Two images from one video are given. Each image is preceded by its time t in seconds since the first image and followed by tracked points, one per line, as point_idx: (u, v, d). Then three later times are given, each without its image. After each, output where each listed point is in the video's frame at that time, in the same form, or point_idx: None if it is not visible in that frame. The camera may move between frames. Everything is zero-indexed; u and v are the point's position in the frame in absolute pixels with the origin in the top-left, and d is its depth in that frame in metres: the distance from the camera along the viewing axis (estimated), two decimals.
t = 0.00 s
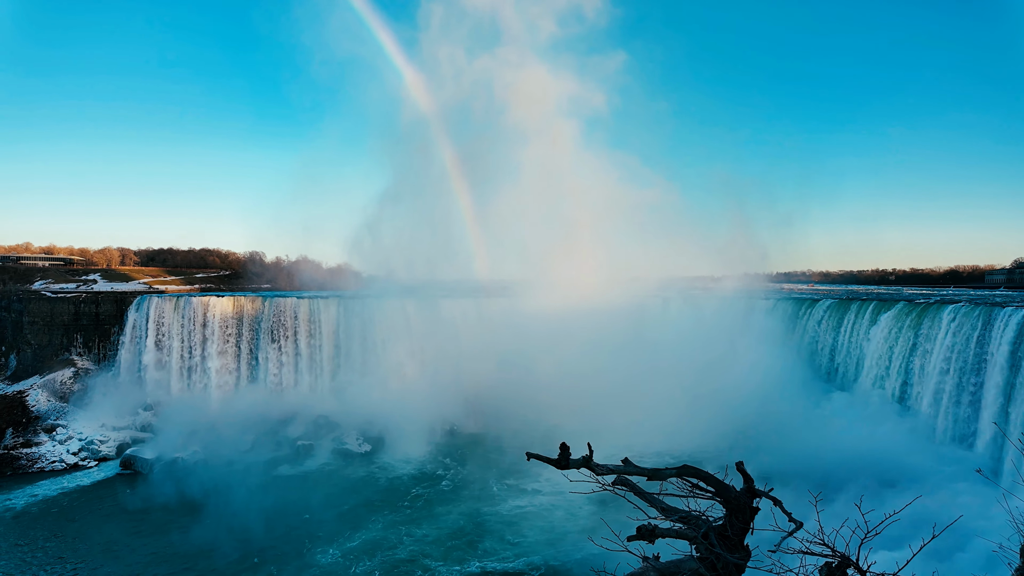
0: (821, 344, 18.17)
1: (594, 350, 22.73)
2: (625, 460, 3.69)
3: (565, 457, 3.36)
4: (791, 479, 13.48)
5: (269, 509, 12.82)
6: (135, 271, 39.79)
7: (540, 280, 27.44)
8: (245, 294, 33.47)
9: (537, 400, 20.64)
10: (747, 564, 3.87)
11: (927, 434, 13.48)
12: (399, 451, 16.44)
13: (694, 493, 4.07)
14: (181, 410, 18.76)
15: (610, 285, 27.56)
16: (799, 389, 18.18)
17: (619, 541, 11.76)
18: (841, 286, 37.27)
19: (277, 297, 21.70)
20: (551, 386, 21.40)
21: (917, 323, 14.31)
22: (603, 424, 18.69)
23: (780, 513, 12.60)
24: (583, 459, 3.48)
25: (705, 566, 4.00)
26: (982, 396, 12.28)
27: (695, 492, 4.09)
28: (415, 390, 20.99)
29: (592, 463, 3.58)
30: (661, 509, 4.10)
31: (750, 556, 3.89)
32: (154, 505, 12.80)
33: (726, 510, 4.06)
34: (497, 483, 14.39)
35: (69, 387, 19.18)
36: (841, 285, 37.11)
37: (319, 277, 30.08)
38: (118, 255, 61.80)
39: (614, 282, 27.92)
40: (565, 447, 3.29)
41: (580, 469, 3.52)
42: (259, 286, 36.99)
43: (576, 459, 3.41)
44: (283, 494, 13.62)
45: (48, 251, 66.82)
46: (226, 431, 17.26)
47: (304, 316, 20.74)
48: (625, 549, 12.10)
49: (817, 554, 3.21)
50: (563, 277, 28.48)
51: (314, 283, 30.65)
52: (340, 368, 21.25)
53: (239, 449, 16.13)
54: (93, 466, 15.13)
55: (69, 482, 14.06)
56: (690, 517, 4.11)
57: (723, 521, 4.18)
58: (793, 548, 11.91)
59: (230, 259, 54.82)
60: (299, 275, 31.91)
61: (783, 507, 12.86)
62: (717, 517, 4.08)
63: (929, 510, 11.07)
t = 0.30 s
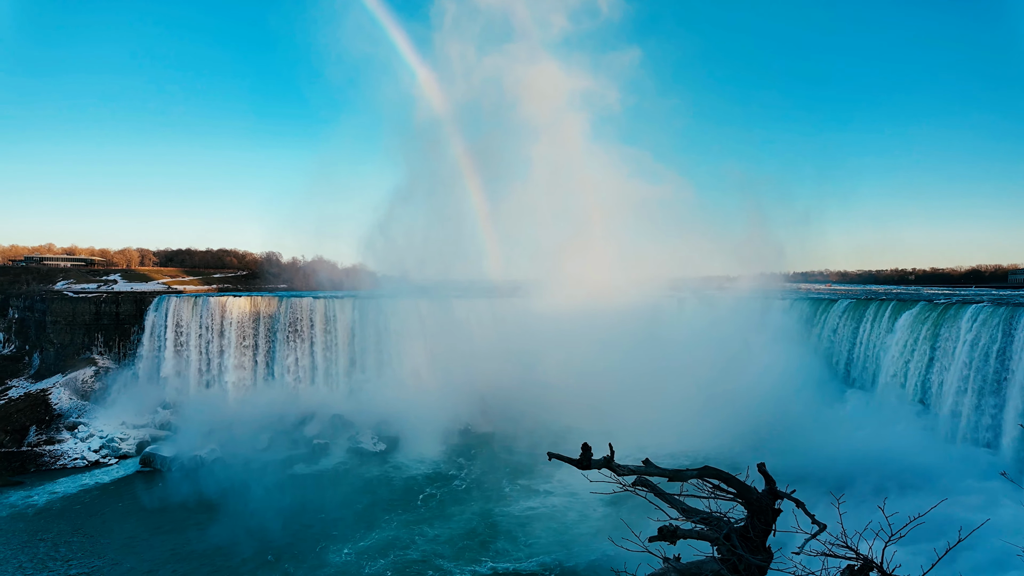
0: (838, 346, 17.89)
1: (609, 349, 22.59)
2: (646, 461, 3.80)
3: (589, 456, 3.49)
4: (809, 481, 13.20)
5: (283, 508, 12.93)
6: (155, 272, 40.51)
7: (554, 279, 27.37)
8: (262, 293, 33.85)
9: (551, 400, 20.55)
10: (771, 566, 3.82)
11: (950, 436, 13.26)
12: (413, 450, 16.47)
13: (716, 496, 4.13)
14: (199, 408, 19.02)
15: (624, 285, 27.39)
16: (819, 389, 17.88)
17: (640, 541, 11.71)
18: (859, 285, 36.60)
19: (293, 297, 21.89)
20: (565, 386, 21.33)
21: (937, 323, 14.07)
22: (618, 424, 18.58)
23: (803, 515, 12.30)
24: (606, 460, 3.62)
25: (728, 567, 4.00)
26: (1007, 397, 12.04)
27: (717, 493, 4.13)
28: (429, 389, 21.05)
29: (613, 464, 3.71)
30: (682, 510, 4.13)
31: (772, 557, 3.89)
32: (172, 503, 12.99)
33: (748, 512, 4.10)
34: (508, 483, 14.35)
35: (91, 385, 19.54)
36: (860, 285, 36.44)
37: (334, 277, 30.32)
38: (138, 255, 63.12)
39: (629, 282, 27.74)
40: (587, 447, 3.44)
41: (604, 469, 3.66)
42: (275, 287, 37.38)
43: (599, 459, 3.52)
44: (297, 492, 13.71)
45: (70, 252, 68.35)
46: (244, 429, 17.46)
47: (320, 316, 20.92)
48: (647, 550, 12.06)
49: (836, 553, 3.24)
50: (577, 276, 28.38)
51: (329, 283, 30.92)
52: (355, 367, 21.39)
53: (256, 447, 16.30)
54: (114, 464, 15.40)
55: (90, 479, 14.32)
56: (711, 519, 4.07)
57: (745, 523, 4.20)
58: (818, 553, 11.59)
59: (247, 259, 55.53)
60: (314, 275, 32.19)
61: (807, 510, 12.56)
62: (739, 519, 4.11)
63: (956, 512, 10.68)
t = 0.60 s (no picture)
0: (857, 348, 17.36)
1: (628, 349, 22.33)
2: (675, 465, 3.62)
3: (620, 460, 3.37)
4: (836, 486, 12.75)
5: (302, 506, 12.99)
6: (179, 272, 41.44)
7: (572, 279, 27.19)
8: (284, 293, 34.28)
9: (570, 401, 20.38)
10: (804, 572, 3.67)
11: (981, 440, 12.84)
12: (432, 450, 16.45)
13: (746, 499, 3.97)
14: (222, 406, 19.28)
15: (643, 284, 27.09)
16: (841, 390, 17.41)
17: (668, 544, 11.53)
18: (884, 286, 35.72)
19: (313, 297, 22.07)
20: (584, 386, 21.14)
21: (964, 324, 13.65)
22: (640, 425, 18.30)
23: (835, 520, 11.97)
24: (637, 463, 3.49)
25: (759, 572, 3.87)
26: None
27: (748, 497, 3.98)
28: (448, 389, 21.05)
29: (643, 467, 3.58)
30: (710, 514, 3.96)
31: (805, 563, 3.74)
32: (195, 500, 13.13)
33: (780, 516, 3.94)
34: (524, 484, 14.24)
35: (118, 382, 19.92)
36: (885, 285, 35.57)
37: (354, 277, 30.57)
38: (163, 256, 64.68)
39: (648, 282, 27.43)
40: (617, 450, 3.34)
41: (634, 474, 3.52)
42: (297, 286, 37.82)
43: (630, 462, 3.39)
44: (315, 491, 13.77)
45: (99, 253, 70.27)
46: (266, 428, 17.65)
47: (340, 316, 21.05)
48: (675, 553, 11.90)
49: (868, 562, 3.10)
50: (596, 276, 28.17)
51: (348, 283, 31.18)
52: (374, 366, 21.47)
53: (277, 445, 16.45)
54: (140, 460, 15.66)
55: (117, 475, 14.58)
56: (742, 523, 3.92)
57: (776, 526, 4.05)
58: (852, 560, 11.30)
59: (269, 259, 56.38)
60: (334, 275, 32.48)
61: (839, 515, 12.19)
62: (770, 523, 3.96)
63: (993, 520, 10.23)
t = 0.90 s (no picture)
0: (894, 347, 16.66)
1: (655, 349, 21.92)
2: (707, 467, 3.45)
3: (654, 461, 3.28)
4: (874, 488, 12.27)
5: (326, 503, 13.05)
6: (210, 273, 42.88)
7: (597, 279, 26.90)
8: (311, 293, 34.77)
9: (595, 401, 20.12)
10: None
11: None
12: (456, 449, 16.40)
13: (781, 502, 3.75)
14: (252, 404, 19.58)
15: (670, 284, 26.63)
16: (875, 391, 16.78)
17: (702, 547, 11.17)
18: (920, 286, 34.53)
19: (340, 297, 22.27)
20: (610, 387, 20.87)
21: (1008, 325, 12.93)
22: (670, 427, 17.88)
23: (874, 525, 11.65)
24: (668, 465, 3.37)
25: None
26: None
27: (782, 500, 3.76)
28: (473, 388, 21.00)
29: (676, 469, 3.46)
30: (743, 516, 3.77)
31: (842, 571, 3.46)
32: (223, 497, 13.31)
33: (815, 521, 3.67)
34: (545, 485, 14.03)
35: (151, 380, 20.39)
36: (921, 285, 34.38)
37: (379, 277, 30.83)
38: (195, 257, 66.50)
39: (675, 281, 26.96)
40: (652, 452, 3.23)
41: (665, 475, 3.40)
42: (324, 287, 38.35)
43: (663, 464, 3.31)
44: (339, 489, 13.83)
45: (134, 254, 72.53)
46: (294, 426, 17.86)
47: (366, 315, 21.19)
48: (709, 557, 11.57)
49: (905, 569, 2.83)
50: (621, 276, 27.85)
51: (374, 283, 31.46)
52: (399, 366, 21.55)
53: (305, 443, 16.62)
54: (172, 457, 15.99)
55: (150, 471, 14.92)
56: (777, 526, 3.72)
57: (813, 531, 3.78)
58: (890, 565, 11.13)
59: (297, 261, 57.37)
60: (360, 275, 32.82)
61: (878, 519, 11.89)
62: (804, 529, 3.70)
63: None
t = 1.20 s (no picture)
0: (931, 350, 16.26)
1: (685, 349, 21.46)
2: (743, 472, 3.44)
3: (691, 465, 3.32)
4: (919, 500, 11.82)
5: (352, 501, 13.16)
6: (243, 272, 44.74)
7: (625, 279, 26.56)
8: (339, 293, 35.25)
9: (623, 402, 19.81)
10: None
11: None
12: (482, 449, 16.37)
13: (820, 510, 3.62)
14: (283, 402, 19.89)
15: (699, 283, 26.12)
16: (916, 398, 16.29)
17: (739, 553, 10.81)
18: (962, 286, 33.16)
19: (368, 297, 22.51)
20: (639, 387, 20.55)
21: None
22: (702, 428, 17.42)
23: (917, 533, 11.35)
24: (706, 470, 3.42)
25: None
26: None
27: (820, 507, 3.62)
28: (499, 387, 20.94)
29: (713, 474, 3.48)
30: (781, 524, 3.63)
31: None
32: (255, 494, 13.53)
33: (854, 527, 3.52)
34: (570, 487, 13.83)
35: (186, 378, 20.90)
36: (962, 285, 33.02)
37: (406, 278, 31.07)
38: (227, 258, 68.41)
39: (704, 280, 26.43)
40: (689, 457, 3.32)
41: (704, 480, 3.46)
42: (352, 287, 38.88)
43: (701, 469, 3.35)
44: (367, 487, 13.92)
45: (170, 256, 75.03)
46: (324, 423, 18.09)
47: (393, 316, 21.34)
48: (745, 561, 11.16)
49: None
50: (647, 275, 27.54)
51: (401, 284, 31.74)
52: (426, 365, 21.62)
53: (334, 441, 16.81)
54: (206, 453, 16.35)
55: (185, 467, 15.27)
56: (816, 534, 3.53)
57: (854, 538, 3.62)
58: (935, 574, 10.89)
59: (325, 262, 58.45)
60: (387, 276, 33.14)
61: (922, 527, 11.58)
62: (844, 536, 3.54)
63: None
